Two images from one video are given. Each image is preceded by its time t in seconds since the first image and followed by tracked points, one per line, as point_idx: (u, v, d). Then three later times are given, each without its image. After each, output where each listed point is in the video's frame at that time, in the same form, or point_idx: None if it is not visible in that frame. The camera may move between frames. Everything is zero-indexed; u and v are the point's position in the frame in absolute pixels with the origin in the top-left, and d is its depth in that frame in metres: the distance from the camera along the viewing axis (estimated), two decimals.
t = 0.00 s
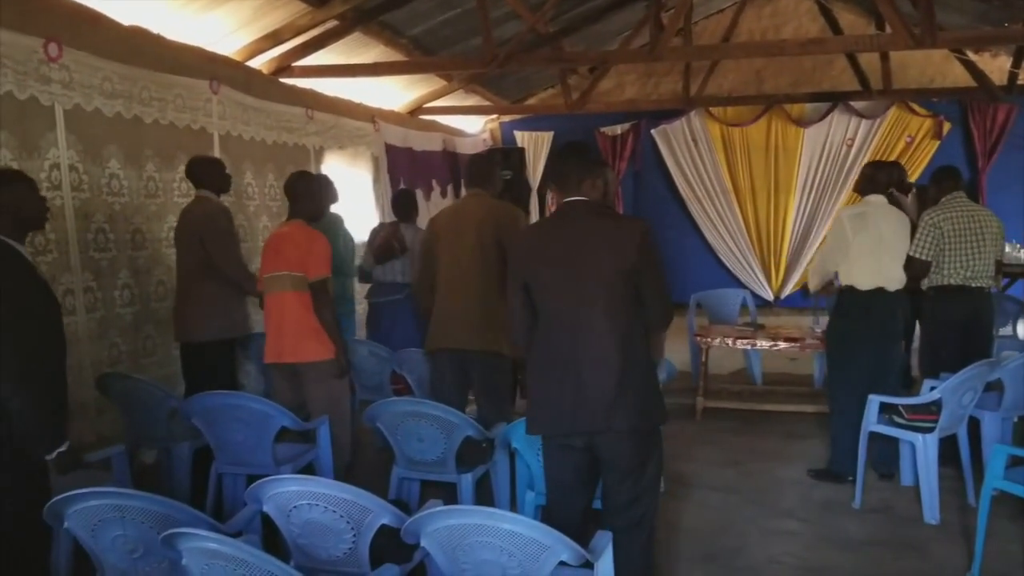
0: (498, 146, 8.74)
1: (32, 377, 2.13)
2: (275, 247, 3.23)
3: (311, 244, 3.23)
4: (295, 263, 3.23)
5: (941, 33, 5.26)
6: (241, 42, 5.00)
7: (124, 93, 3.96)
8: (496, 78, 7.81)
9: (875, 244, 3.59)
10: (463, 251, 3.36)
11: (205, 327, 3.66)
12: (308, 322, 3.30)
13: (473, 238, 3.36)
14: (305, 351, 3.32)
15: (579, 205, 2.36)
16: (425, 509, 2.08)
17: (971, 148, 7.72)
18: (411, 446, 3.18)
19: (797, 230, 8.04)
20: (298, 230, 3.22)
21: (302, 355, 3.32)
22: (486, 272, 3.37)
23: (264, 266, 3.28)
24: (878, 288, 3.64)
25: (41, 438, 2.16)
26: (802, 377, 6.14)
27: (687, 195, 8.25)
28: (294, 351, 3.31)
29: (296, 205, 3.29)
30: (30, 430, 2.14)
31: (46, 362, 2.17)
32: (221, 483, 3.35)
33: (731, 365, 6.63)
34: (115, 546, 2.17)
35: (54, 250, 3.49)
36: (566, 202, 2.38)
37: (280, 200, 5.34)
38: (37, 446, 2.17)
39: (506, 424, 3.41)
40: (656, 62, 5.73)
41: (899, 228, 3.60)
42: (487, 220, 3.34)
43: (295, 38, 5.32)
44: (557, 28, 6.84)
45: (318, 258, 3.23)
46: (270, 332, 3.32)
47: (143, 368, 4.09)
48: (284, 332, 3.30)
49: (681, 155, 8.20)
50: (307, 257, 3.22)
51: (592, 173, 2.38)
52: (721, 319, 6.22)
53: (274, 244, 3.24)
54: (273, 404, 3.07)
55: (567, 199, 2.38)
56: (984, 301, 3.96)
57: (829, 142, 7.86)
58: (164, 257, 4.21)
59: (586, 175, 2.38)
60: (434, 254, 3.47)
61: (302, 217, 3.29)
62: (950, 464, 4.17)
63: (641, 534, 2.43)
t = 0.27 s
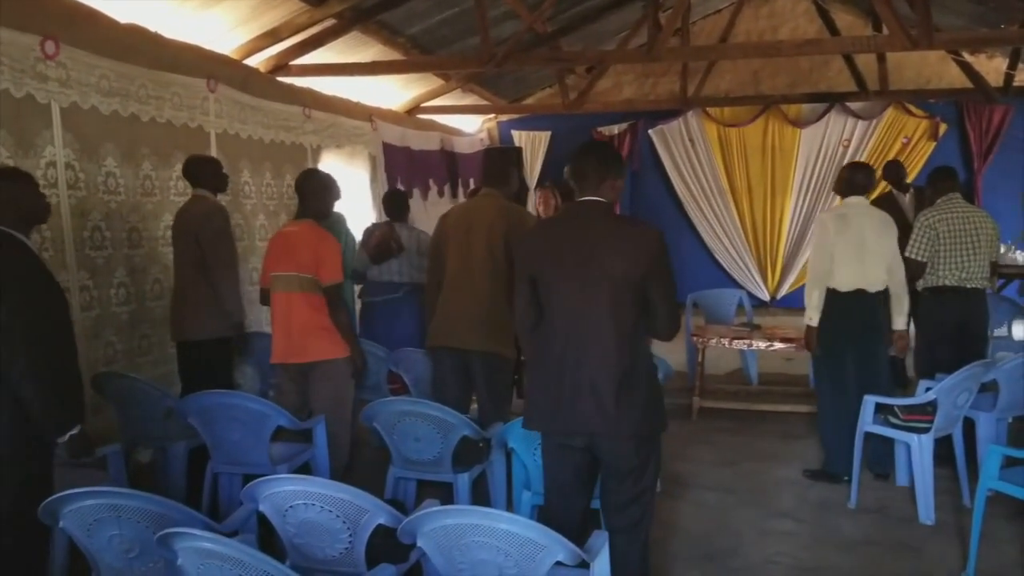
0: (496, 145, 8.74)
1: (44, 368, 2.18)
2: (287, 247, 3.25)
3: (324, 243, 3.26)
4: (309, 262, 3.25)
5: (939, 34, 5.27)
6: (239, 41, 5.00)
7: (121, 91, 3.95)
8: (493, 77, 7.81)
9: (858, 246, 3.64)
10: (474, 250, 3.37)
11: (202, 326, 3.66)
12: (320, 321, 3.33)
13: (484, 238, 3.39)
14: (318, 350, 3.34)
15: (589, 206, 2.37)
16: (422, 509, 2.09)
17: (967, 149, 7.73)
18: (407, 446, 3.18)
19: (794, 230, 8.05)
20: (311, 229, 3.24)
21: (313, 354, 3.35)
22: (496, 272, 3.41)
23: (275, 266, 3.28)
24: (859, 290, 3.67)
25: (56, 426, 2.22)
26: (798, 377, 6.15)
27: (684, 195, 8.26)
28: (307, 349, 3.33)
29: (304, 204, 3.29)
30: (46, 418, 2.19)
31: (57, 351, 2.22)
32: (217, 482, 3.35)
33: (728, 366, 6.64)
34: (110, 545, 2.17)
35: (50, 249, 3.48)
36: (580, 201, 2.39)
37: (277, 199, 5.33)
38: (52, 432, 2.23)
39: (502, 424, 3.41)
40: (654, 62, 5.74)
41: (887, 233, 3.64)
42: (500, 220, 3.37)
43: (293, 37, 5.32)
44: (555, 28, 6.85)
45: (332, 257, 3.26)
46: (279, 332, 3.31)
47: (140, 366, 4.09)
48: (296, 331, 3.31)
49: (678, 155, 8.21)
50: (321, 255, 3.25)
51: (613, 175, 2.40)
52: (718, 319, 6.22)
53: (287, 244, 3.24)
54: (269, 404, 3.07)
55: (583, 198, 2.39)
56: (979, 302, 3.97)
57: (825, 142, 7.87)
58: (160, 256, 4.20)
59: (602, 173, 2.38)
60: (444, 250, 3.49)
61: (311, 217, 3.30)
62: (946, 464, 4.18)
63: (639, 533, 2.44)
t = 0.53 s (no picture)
0: (491, 145, 8.73)
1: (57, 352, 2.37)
2: (298, 250, 3.25)
3: (332, 247, 3.28)
4: (319, 264, 3.27)
5: (934, 36, 5.28)
6: (234, 39, 4.99)
7: (116, 89, 3.94)
8: (489, 77, 7.81)
9: (845, 246, 3.64)
10: (484, 249, 3.37)
11: (196, 325, 3.65)
12: (325, 321, 3.34)
13: (491, 243, 3.39)
14: (322, 350, 3.35)
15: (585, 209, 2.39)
16: (417, 509, 2.08)
17: (961, 150, 7.75)
18: (401, 446, 3.18)
19: (788, 231, 8.06)
20: (321, 232, 3.26)
21: (318, 354, 3.35)
22: (501, 277, 3.42)
23: (281, 266, 3.27)
24: (849, 291, 3.69)
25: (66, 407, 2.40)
26: (793, 377, 6.16)
27: (680, 195, 8.26)
28: (312, 349, 3.34)
29: (311, 204, 3.29)
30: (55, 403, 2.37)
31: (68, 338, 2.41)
32: (210, 481, 3.34)
33: (723, 366, 6.65)
34: (104, 544, 2.17)
35: (44, 247, 3.47)
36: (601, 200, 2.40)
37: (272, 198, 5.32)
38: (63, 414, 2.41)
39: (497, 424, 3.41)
40: (650, 62, 5.74)
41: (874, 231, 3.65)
42: (508, 225, 3.37)
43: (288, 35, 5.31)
44: (551, 28, 6.85)
45: (341, 260, 3.29)
46: (285, 333, 3.30)
47: (134, 365, 4.08)
48: (302, 331, 3.31)
49: (673, 155, 8.21)
50: (331, 258, 3.27)
51: (640, 178, 2.41)
52: (713, 319, 6.23)
53: (297, 245, 3.25)
54: (263, 403, 3.07)
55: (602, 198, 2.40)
56: (973, 303, 3.97)
57: (820, 143, 7.89)
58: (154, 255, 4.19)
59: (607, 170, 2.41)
60: (454, 249, 3.50)
61: (320, 218, 3.30)
62: (939, 465, 4.19)
63: (633, 533, 2.44)
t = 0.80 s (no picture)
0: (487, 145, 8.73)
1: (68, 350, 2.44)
2: (301, 251, 3.24)
3: (336, 249, 3.28)
4: (322, 265, 3.25)
5: (928, 36, 5.29)
6: (228, 40, 4.98)
7: (109, 90, 3.93)
8: (484, 78, 7.80)
9: (837, 243, 3.65)
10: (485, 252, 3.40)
11: (190, 326, 3.64)
12: (325, 322, 3.34)
13: (492, 246, 3.41)
14: (321, 350, 3.34)
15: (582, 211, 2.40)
16: (410, 510, 2.07)
17: (956, 151, 7.76)
18: (396, 447, 3.17)
19: (783, 232, 8.06)
20: (325, 233, 3.26)
21: (316, 354, 3.34)
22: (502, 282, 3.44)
23: (283, 265, 3.25)
24: (842, 292, 3.69)
25: (79, 402, 2.49)
26: (787, 377, 6.16)
27: (675, 196, 8.26)
28: (312, 350, 3.32)
29: (317, 205, 3.30)
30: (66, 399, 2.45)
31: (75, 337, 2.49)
32: (204, 483, 3.33)
33: (718, 365, 6.66)
34: (96, 546, 2.15)
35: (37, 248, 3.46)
36: (618, 202, 2.40)
37: (266, 199, 5.31)
38: (76, 409, 2.50)
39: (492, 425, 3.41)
40: (645, 63, 5.74)
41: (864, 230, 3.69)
42: (509, 229, 3.40)
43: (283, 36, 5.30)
44: (545, 28, 6.85)
45: (344, 263, 3.29)
46: (284, 332, 3.29)
47: (127, 367, 4.06)
48: (302, 331, 3.30)
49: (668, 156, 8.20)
50: (335, 260, 3.27)
51: (657, 182, 2.41)
52: (708, 320, 6.23)
53: (300, 245, 3.23)
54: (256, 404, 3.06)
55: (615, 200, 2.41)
56: (969, 304, 3.97)
57: (815, 144, 7.91)
58: (148, 256, 4.18)
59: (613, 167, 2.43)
60: (454, 251, 3.52)
61: (325, 219, 3.31)
62: (934, 465, 4.19)
63: (629, 535, 2.43)
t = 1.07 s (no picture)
0: (475, 146, 8.73)
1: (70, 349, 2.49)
2: (289, 253, 3.23)
3: (325, 251, 3.27)
4: (309, 267, 3.25)
5: (913, 38, 5.32)
6: (215, 40, 4.96)
7: (95, 91, 3.91)
8: (472, 78, 7.80)
9: (825, 244, 3.67)
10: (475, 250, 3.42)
11: (178, 328, 3.63)
12: (313, 322, 3.33)
13: (480, 245, 3.43)
14: (310, 352, 3.33)
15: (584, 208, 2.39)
16: (399, 511, 2.07)
17: (942, 150, 7.80)
18: (384, 448, 3.17)
19: (771, 232, 8.10)
20: (314, 235, 3.25)
21: (304, 356, 3.33)
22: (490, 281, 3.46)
23: (270, 267, 3.25)
24: (837, 289, 3.70)
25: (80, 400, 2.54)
26: (775, 378, 6.19)
27: (663, 197, 8.27)
28: (300, 351, 3.32)
29: (305, 206, 3.29)
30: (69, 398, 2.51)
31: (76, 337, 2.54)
32: (192, 485, 3.32)
33: (706, 366, 6.70)
34: (83, 549, 2.15)
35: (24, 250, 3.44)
36: (608, 202, 2.40)
37: (254, 200, 5.30)
38: (77, 407, 2.55)
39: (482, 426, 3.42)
40: (632, 64, 5.75)
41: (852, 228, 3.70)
42: (496, 226, 3.42)
43: (270, 37, 5.29)
44: (533, 29, 6.85)
45: (333, 265, 3.28)
46: (272, 333, 3.29)
47: (113, 369, 4.05)
48: (292, 332, 3.30)
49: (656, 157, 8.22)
50: (323, 262, 3.26)
51: (649, 183, 2.42)
52: (696, 320, 6.24)
53: (287, 247, 3.22)
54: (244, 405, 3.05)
55: (608, 200, 2.41)
56: (955, 303, 4.00)
57: (802, 145, 7.95)
58: (135, 257, 4.17)
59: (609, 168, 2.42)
60: (442, 250, 3.52)
61: (312, 221, 3.29)
62: (920, 464, 4.22)
63: (621, 537, 2.43)
